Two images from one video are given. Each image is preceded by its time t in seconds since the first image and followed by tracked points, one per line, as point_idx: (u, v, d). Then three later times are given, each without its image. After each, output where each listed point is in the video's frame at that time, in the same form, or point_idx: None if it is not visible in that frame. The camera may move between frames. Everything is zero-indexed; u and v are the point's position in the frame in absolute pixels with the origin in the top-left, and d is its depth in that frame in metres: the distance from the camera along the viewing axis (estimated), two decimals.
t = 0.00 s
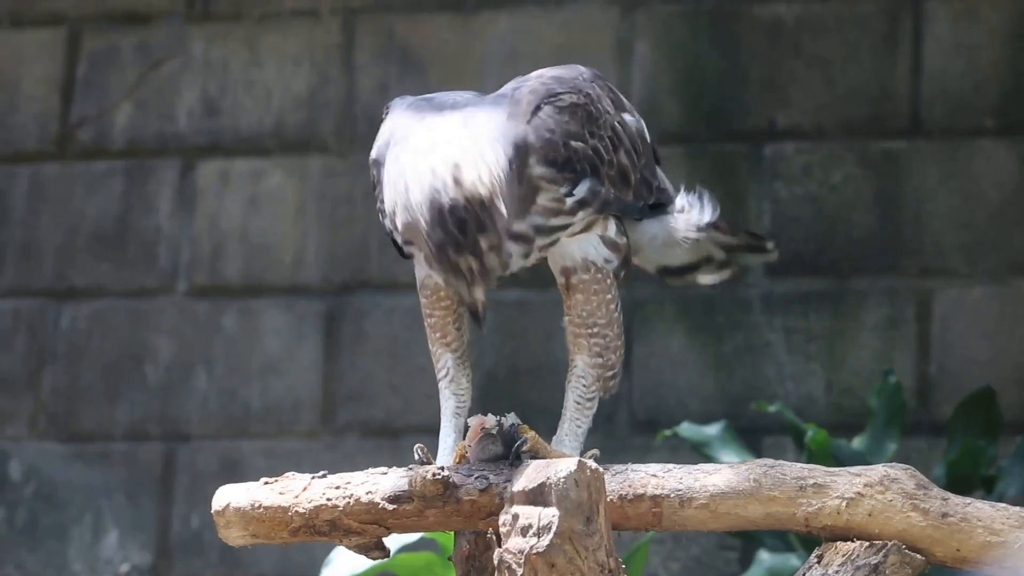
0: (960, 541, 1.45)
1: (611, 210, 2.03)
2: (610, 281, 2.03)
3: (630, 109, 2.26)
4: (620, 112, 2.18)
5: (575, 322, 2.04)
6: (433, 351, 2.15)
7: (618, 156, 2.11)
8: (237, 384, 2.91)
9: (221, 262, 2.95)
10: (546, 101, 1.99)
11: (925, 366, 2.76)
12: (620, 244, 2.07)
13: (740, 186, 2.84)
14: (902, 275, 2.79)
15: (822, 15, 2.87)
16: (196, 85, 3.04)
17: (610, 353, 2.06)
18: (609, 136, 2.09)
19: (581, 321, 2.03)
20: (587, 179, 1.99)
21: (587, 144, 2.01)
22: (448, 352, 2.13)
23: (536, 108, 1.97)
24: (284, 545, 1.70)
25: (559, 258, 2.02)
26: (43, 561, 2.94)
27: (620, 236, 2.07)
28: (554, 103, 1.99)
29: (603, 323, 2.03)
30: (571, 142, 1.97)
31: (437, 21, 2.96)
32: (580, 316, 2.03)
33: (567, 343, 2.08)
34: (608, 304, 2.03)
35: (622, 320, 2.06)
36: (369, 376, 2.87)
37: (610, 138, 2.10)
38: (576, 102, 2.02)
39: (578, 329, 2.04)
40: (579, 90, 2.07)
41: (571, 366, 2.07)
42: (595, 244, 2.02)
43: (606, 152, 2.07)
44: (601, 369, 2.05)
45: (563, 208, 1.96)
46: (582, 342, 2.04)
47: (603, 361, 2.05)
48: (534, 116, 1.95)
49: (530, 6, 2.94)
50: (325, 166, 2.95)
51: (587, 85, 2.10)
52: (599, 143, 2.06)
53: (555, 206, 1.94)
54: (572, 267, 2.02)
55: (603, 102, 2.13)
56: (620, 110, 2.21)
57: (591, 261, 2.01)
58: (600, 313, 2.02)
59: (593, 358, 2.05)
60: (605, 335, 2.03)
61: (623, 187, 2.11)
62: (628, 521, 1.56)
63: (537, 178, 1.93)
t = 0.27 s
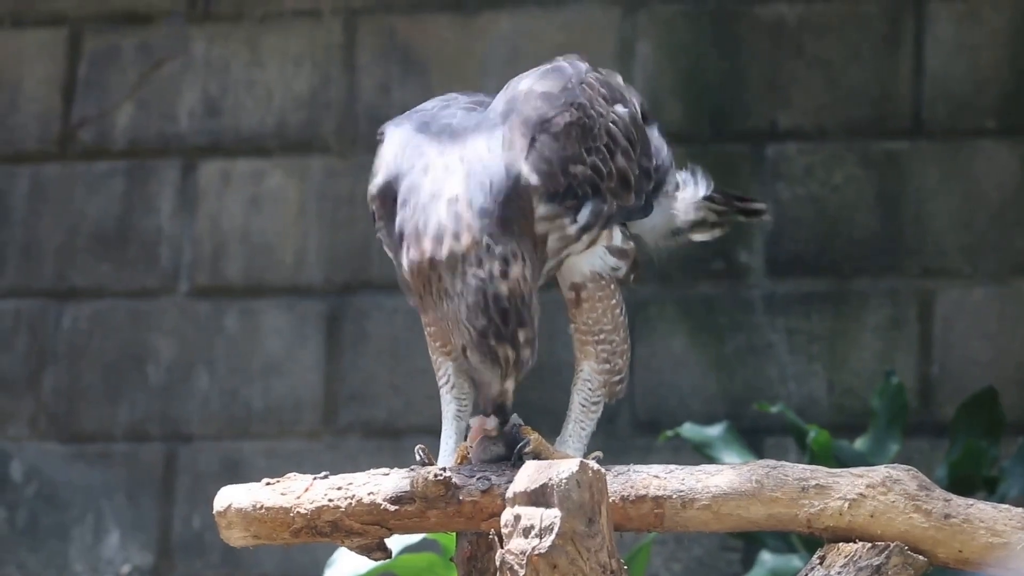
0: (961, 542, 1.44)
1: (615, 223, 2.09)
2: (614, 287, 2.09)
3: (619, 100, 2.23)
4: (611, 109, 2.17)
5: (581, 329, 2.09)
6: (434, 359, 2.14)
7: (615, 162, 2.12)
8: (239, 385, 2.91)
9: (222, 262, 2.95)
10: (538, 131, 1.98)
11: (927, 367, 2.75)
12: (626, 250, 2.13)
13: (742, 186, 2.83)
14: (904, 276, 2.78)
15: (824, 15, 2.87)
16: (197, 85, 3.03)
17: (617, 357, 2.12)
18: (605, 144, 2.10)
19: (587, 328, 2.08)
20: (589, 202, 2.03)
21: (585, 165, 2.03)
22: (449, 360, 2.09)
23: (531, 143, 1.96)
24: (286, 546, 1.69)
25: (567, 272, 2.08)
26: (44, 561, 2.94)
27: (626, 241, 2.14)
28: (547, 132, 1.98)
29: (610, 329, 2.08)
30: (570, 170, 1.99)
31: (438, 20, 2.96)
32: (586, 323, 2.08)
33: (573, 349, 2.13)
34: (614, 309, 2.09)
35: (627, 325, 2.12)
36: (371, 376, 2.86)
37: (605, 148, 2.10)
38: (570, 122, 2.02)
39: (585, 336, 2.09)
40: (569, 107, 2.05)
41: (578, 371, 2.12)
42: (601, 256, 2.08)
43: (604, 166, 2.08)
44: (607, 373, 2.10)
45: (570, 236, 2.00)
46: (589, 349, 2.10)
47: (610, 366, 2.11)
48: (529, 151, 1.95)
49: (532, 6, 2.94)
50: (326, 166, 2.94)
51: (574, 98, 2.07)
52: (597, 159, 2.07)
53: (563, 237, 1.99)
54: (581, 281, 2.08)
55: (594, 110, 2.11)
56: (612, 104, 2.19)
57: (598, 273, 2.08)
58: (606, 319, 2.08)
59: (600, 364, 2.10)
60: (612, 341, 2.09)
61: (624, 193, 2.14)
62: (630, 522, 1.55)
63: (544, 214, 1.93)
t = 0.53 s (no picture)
0: (961, 544, 1.45)
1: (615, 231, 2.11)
2: (615, 293, 2.17)
3: (615, 99, 2.23)
4: (608, 112, 2.17)
5: (584, 335, 2.18)
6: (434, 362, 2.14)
7: (614, 168, 2.13)
8: (239, 385, 2.91)
9: (222, 263, 2.95)
10: (534, 147, 1.99)
11: (926, 368, 2.75)
12: (627, 256, 2.18)
13: (742, 187, 2.84)
14: (904, 277, 2.78)
15: (824, 16, 2.87)
16: (198, 85, 3.04)
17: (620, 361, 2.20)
18: (602, 151, 2.10)
19: (589, 334, 2.17)
20: (588, 213, 2.04)
21: (583, 177, 2.05)
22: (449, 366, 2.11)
23: (527, 160, 1.97)
24: (285, 546, 1.69)
25: (568, 281, 2.17)
26: (44, 561, 2.94)
27: (627, 247, 2.18)
28: (543, 148, 2.00)
29: (612, 334, 2.17)
30: (568, 182, 2.01)
31: (439, 21, 2.95)
32: (588, 329, 2.17)
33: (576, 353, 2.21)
34: (615, 314, 2.17)
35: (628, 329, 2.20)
36: (370, 377, 2.87)
37: (603, 156, 2.10)
38: (565, 132, 2.03)
39: (587, 342, 2.18)
40: (564, 118, 2.05)
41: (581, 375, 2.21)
42: (601, 264, 2.16)
43: (603, 174, 2.09)
44: (610, 378, 2.19)
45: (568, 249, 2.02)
46: (592, 354, 2.18)
47: (612, 369, 2.19)
48: (526, 168, 1.96)
49: (532, 7, 2.94)
50: (326, 167, 2.94)
51: (569, 107, 2.08)
52: (595, 169, 2.08)
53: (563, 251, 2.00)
54: (582, 289, 2.16)
55: (590, 117, 2.11)
56: (607, 103, 2.19)
57: (598, 281, 2.16)
58: (608, 324, 2.16)
59: (603, 369, 2.18)
60: (614, 345, 2.17)
61: (624, 198, 2.15)
62: (629, 523, 1.55)
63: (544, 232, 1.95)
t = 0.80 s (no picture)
0: (957, 543, 1.45)
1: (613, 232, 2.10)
2: (612, 293, 2.17)
3: (614, 101, 2.23)
4: (606, 113, 2.17)
5: (581, 335, 2.18)
6: (429, 363, 2.15)
7: (612, 169, 2.13)
8: (235, 385, 2.91)
9: (219, 263, 2.95)
10: (533, 146, 1.99)
11: (922, 369, 2.76)
12: (625, 257, 2.19)
13: (739, 187, 2.84)
14: (900, 277, 2.78)
15: (821, 16, 2.87)
16: (194, 85, 3.04)
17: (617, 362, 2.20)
18: (600, 152, 2.11)
19: (587, 334, 2.17)
20: (586, 213, 2.04)
21: (581, 177, 2.05)
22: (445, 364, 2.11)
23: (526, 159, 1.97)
24: (281, 546, 1.69)
25: (566, 282, 2.17)
26: (39, 561, 2.94)
27: (625, 248, 2.19)
28: (542, 148, 2.00)
29: (609, 334, 2.16)
30: (566, 183, 2.01)
31: (435, 21, 2.96)
32: (585, 330, 2.17)
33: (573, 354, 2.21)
34: (613, 314, 2.17)
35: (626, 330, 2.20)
36: (366, 377, 2.87)
37: (601, 157, 2.11)
38: (564, 133, 2.03)
39: (585, 343, 2.18)
40: (563, 118, 2.06)
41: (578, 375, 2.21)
42: (598, 266, 2.16)
43: (600, 175, 2.10)
44: (608, 378, 2.19)
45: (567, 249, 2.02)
46: (589, 355, 2.18)
47: (610, 370, 2.19)
48: (525, 167, 1.96)
49: (529, 7, 2.94)
50: (323, 167, 2.94)
51: (567, 108, 2.09)
52: (593, 170, 2.08)
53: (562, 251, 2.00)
54: (579, 290, 2.17)
55: (588, 118, 2.12)
56: (606, 105, 2.20)
57: (595, 281, 2.16)
58: (605, 325, 2.16)
59: (600, 369, 2.19)
60: (611, 346, 2.17)
61: (621, 200, 2.15)
62: (626, 523, 1.55)
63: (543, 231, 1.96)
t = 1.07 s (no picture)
0: (953, 543, 1.44)
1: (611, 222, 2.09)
2: (606, 285, 2.11)
3: (613, 96, 2.24)
4: (607, 106, 2.18)
5: (574, 327, 2.10)
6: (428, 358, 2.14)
7: (611, 161, 2.13)
8: (232, 385, 2.91)
9: (215, 262, 2.95)
10: (537, 130, 1.99)
11: (919, 368, 2.76)
12: (621, 248, 2.14)
13: (735, 187, 2.84)
14: (897, 276, 2.78)
15: (817, 15, 2.87)
16: (191, 85, 3.04)
17: (609, 355, 2.13)
18: (601, 142, 2.11)
19: (580, 326, 2.09)
20: (585, 200, 2.03)
21: (582, 164, 2.04)
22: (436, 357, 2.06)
23: (529, 142, 1.97)
24: (277, 545, 1.69)
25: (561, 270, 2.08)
26: (35, 561, 2.93)
27: (621, 239, 2.14)
28: (545, 133, 2.00)
29: (603, 327, 2.10)
30: (567, 169, 2.00)
31: (432, 21, 2.96)
32: (580, 321, 2.09)
33: (566, 348, 2.13)
34: (606, 307, 2.10)
35: (618, 323, 2.14)
36: (363, 377, 2.87)
37: (601, 147, 2.11)
38: (565, 121, 2.03)
39: (578, 335, 2.10)
40: (565, 107, 2.06)
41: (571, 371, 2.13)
42: (596, 254, 2.09)
43: (600, 164, 2.09)
44: (601, 373, 2.12)
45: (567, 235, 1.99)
46: (582, 348, 2.11)
47: (603, 364, 2.12)
48: (527, 151, 1.96)
49: (525, 6, 2.94)
50: (319, 166, 2.94)
51: (570, 98, 2.09)
52: (593, 158, 2.08)
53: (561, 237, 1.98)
54: (574, 279, 2.08)
55: (590, 108, 2.12)
56: (606, 99, 2.20)
57: (592, 271, 2.09)
58: (599, 317, 2.09)
59: (594, 363, 2.11)
60: (605, 339, 2.11)
61: (619, 191, 2.15)
62: (623, 522, 1.56)
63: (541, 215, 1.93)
